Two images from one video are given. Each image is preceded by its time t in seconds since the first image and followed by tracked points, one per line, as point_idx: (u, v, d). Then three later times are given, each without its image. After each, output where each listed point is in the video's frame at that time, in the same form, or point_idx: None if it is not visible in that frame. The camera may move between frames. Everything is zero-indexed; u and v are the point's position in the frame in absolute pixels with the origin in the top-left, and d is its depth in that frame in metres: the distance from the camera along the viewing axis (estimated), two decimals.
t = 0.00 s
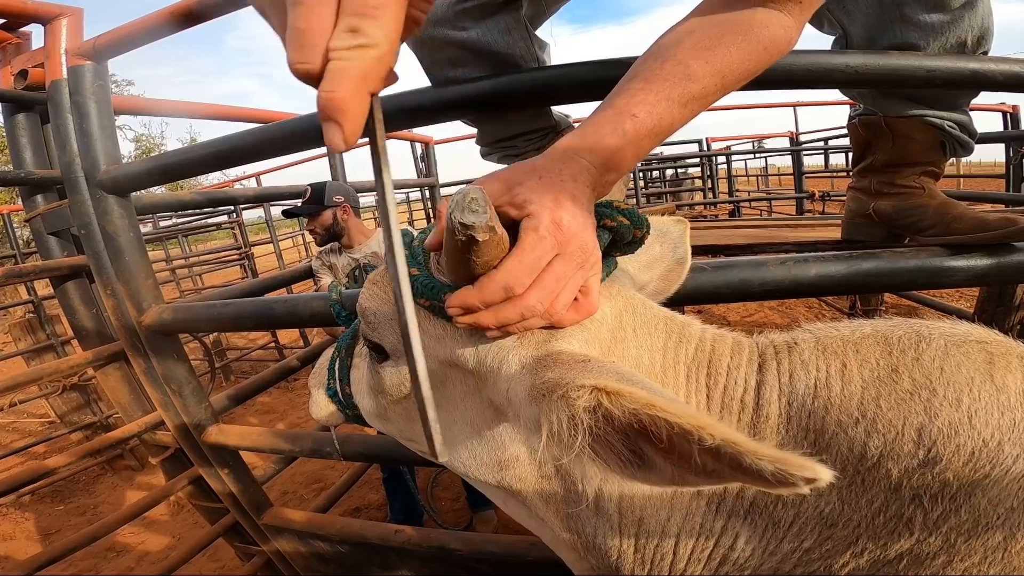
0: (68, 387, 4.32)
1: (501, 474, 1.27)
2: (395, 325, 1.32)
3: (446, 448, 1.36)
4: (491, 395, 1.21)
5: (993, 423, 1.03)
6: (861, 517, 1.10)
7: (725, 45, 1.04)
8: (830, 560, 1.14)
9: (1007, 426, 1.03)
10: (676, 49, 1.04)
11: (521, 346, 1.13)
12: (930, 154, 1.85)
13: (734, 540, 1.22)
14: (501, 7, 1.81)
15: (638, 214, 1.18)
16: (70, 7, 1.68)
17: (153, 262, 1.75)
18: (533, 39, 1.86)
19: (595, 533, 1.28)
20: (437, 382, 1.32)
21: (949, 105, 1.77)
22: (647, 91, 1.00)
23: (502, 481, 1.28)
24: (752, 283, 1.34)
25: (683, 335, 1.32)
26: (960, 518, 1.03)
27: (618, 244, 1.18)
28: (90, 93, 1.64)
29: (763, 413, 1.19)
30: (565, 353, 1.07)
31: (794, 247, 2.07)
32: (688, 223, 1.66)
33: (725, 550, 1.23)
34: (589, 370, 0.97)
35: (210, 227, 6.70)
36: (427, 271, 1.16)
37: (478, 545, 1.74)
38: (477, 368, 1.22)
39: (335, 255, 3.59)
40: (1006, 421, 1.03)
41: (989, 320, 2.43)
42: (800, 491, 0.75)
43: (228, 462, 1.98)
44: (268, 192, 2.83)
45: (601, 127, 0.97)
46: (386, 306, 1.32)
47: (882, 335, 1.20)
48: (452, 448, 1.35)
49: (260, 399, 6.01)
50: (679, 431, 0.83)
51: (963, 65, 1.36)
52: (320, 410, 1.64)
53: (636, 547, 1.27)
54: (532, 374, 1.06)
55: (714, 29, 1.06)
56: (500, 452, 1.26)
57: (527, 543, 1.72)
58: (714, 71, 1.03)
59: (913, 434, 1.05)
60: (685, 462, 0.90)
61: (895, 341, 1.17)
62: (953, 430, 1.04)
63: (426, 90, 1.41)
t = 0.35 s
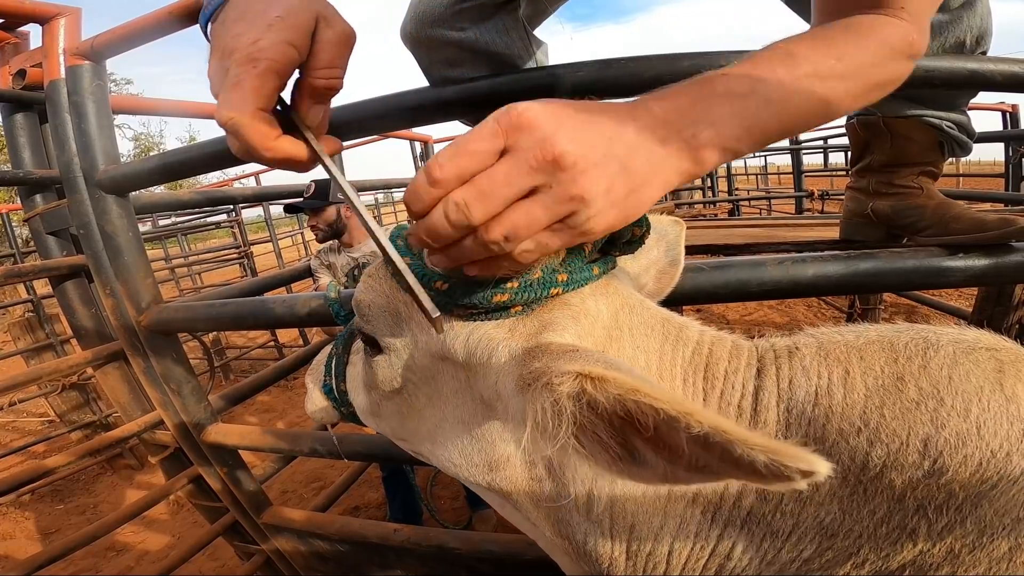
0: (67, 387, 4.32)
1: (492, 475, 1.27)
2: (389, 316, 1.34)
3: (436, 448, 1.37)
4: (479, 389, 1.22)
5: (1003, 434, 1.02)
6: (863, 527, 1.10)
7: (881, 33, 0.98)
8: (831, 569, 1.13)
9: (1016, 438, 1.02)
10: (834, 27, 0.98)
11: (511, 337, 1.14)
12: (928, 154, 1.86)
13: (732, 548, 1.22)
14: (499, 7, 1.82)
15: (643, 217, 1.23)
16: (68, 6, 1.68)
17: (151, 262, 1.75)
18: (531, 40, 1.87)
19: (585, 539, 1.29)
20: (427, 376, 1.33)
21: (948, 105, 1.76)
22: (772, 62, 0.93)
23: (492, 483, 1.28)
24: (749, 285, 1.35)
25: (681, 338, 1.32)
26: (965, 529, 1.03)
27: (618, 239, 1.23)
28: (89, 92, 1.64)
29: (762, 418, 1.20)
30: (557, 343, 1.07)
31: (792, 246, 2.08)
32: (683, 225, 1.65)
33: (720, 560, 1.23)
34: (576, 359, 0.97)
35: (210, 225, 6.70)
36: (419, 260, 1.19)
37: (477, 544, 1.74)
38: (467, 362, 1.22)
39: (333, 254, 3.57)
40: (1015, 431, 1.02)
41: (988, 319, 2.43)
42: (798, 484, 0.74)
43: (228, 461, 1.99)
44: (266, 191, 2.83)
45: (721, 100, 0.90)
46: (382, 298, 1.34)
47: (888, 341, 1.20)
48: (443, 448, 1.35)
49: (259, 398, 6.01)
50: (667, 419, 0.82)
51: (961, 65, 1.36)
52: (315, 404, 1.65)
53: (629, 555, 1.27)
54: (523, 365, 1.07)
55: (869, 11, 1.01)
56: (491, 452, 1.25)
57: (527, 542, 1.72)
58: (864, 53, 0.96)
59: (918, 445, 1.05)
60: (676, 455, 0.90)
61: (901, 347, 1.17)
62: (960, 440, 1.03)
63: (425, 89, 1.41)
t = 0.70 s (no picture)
0: (67, 387, 4.32)
1: (490, 478, 1.27)
2: (383, 325, 1.33)
3: (437, 449, 1.37)
4: (475, 398, 1.22)
5: (1004, 434, 1.02)
6: (863, 527, 1.10)
7: (884, 19, 1.05)
8: (831, 568, 1.14)
9: (1018, 438, 1.02)
10: (825, 19, 1.05)
11: (503, 348, 1.14)
12: (927, 154, 1.85)
13: (732, 547, 1.23)
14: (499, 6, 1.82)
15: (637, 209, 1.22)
16: (68, 6, 1.68)
17: (151, 262, 1.75)
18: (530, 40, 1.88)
19: (586, 539, 1.30)
20: (425, 383, 1.33)
21: (947, 105, 1.77)
22: (795, 53, 0.99)
23: (491, 485, 1.29)
24: (748, 284, 1.35)
25: (681, 338, 1.32)
26: (966, 528, 1.03)
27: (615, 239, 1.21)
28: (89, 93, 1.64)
29: (763, 422, 1.20)
30: (548, 356, 1.06)
31: (792, 246, 2.08)
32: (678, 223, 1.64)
33: (722, 558, 1.24)
34: (568, 374, 0.97)
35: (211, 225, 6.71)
36: (408, 272, 1.21)
37: (477, 543, 1.74)
38: (460, 374, 1.22)
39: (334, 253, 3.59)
40: (1017, 431, 1.02)
41: (987, 319, 2.43)
42: (792, 499, 0.74)
43: (228, 461, 1.99)
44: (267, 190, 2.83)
45: (738, 81, 0.96)
46: (374, 306, 1.33)
47: (889, 341, 1.20)
48: (442, 453, 1.36)
49: (259, 397, 6.01)
50: (659, 439, 0.82)
51: (961, 65, 1.36)
52: (320, 407, 1.65)
53: (630, 552, 1.28)
54: (515, 375, 1.07)
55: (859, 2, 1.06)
56: (490, 454, 1.24)
57: (527, 542, 1.72)
58: (863, 40, 1.03)
59: (919, 445, 1.05)
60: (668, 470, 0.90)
61: (903, 347, 1.17)
62: (962, 441, 1.03)
63: (425, 89, 1.42)
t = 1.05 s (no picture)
0: (67, 387, 4.32)
1: (491, 476, 1.27)
2: (383, 324, 1.33)
3: (437, 449, 1.36)
4: (476, 397, 1.22)
5: (1006, 432, 1.02)
6: (866, 526, 1.10)
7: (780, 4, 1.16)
8: (832, 567, 1.14)
9: (1021, 436, 1.02)
10: (669, 44, 1.07)
11: (499, 346, 1.13)
12: (927, 153, 1.86)
13: (733, 547, 1.23)
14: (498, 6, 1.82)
15: (633, 208, 1.20)
16: (67, 6, 1.68)
17: (150, 262, 1.75)
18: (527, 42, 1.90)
19: (586, 539, 1.29)
20: (425, 381, 1.32)
21: (946, 105, 1.81)
22: (634, 90, 1.02)
23: (492, 482, 1.29)
24: (747, 284, 1.34)
25: (681, 337, 1.32)
26: (968, 527, 1.03)
27: (614, 240, 1.21)
28: (88, 93, 1.64)
29: (765, 419, 1.20)
30: (546, 351, 1.07)
31: (791, 246, 2.08)
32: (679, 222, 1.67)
33: (723, 558, 1.24)
34: (569, 369, 0.98)
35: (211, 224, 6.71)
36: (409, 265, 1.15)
37: (476, 543, 1.74)
38: (461, 370, 1.22)
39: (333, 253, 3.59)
40: (1019, 430, 1.02)
41: (987, 319, 2.43)
42: (798, 490, 0.73)
43: (228, 461, 1.99)
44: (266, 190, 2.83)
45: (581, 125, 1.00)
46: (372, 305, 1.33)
47: (891, 340, 1.20)
48: (441, 452, 1.36)
49: (259, 397, 6.02)
50: (657, 431, 0.83)
51: (961, 65, 1.37)
52: (320, 407, 1.65)
53: (630, 553, 1.28)
54: (513, 372, 1.07)
55: (710, 22, 1.09)
56: (489, 454, 1.25)
57: (527, 541, 1.72)
58: (709, 63, 1.06)
59: (922, 444, 1.05)
60: (670, 463, 0.91)
61: (905, 346, 1.17)
62: (965, 439, 1.03)
63: (424, 89, 1.42)
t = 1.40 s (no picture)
0: (68, 387, 4.33)
1: (500, 471, 1.29)
2: (399, 318, 1.31)
3: (445, 444, 1.37)
4: (495, 386, 1.22)
5: (998, 427, 1.01)
6: (862, 521, 1.10)
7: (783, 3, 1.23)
8: (830, 563, 1.14)
9: (1011, 432, 1.01)
10: (671, 50, 1.15)
11: (524, 332, 1.14)
12: (926, 154, 1.86)
13: (734, 541, 1.22)
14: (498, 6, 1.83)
15: (641, 208, 1.22)
16: (68, 7, 1.68)
17: (151, 262, 1.75)
18: (528, 42, 1.90)
19: (591, 533, 1.29)
20: (438, 373, 1.32)
21: (945, 106, 1.81)
22: (641, 97, 1.10)
23: (501, 478, 1.31)
24: (748, 285, 1.35)
25: (688, 331, 1.30)
26: (961, 523, 1.03)
27: (623, 239, 1.23)
28: (88, 93, 1.64)
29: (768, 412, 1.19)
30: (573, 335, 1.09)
31: (790, 246, 2.08)
32: (685, 219, 1.67)
33: (723, 553, 1.23)
34: (606, 347, 0.96)
35: (211, 225, 6.72)
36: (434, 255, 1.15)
37: (476, 542, 1.74)
38: (482, 359, 1.22)
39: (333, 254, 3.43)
40: (1010, 425, 1.01)
41: (986, 320, 2.43)
42: (836, 447, 0.73)
43: (229, 461, 1.99)
44: (266, 190, 2.83)
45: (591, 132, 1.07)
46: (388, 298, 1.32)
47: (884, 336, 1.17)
48: (452, 445, 1.35)
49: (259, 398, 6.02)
50: (712, 394, 0.80)
51: (960, 66, 1.37)
52: (319, 407, 1.63)
53: (632, 546, 1.30)
54: (541, 356, 1.07)
55: (710, 25, 1.16)
56: (499, 447, 1.27)
57: (526, 541, 1.72)
58: (710, 66, 1.13)
59: (915, 438, 1.05)
60: (706, 433, 0.91)
61: (898, 342, 1.14)
62: (956, 434, 1.02)
63: (425, 89, 1.42)
